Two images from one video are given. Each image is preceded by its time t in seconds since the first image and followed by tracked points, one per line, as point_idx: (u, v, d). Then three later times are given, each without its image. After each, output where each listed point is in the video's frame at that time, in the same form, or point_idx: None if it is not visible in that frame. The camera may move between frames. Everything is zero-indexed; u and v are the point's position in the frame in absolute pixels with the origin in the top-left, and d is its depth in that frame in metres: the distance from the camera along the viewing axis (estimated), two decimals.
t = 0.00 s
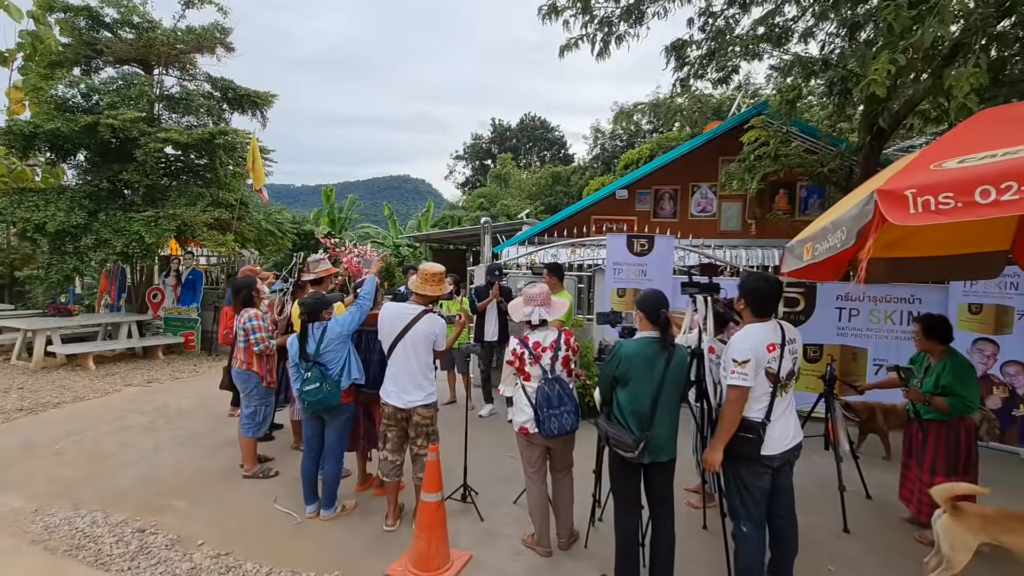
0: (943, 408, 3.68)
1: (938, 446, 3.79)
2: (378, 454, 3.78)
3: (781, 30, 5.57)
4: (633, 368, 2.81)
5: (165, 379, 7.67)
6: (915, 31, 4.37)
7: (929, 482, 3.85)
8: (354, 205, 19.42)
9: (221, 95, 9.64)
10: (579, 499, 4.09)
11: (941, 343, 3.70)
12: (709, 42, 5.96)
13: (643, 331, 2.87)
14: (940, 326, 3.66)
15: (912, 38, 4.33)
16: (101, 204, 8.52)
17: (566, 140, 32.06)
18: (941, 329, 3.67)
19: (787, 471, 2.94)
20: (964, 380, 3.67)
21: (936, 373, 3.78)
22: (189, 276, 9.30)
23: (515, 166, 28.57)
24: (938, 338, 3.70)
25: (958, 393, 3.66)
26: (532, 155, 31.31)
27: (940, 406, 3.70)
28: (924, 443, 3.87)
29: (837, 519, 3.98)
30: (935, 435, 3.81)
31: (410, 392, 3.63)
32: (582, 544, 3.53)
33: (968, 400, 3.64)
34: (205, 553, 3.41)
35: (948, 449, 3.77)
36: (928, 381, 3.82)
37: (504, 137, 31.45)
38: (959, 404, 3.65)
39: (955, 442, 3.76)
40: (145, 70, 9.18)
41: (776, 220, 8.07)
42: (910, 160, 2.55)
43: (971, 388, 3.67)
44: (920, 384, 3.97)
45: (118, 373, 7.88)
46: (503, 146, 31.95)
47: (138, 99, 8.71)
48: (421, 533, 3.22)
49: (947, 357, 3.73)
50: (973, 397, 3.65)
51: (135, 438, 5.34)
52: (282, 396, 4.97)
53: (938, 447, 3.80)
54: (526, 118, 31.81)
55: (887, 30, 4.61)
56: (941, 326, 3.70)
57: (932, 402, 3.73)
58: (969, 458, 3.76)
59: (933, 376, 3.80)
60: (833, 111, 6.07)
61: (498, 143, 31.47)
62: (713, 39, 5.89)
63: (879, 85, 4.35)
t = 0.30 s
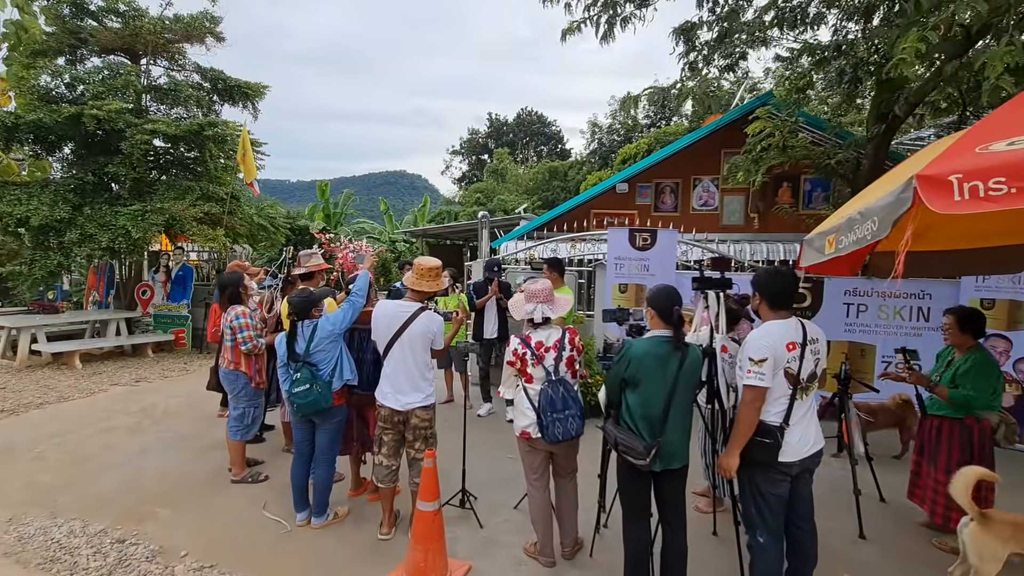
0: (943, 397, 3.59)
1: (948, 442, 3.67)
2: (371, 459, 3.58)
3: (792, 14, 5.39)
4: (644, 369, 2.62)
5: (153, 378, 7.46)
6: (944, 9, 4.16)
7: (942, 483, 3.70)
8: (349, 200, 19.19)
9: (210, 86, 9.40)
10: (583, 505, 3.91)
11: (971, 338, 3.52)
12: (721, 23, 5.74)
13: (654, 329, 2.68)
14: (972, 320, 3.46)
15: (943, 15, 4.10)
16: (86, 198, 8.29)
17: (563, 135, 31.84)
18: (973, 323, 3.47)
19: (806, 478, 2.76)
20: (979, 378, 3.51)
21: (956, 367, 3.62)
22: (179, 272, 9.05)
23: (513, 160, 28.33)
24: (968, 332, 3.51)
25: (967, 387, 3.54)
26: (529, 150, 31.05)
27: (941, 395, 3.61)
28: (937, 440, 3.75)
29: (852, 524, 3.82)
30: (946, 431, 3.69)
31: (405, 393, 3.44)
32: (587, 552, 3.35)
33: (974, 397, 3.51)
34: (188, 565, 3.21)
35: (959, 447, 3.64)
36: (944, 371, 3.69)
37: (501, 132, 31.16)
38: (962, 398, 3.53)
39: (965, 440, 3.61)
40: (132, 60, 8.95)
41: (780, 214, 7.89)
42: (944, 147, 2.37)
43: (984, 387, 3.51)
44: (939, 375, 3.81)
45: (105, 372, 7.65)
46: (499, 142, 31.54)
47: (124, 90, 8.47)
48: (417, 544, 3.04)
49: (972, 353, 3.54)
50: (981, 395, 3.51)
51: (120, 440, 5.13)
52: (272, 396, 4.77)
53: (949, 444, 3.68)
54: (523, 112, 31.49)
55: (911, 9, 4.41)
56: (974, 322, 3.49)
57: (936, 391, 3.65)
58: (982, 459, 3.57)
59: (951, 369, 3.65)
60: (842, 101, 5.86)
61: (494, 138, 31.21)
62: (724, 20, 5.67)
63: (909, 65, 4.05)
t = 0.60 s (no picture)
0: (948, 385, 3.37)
1: (966, 443, 3.40)
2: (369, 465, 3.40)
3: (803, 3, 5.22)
4: (661, 373, 2.45)
5: (143, 378, 7.24)
6: None
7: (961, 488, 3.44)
8: (345, 195, 18.93)
9: (201, 77, 9.18)
10: (590, 511, 3.75)
11: (999, 333, 3.28)
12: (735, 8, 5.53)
13: (672, 330, 2.51)
14: (1006, 318, 3.23)
15: None
16: (72, 192, 8.06)
17: (560, 130, 31.58)
18: (1007, 323, 3.22)
19: (832, 488, 2.60)
20: (992, 373, 3.26)
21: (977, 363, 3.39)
22: (170, 268, 8.85)
23: (509, 156, 28.11)
24: (999, 329, 3.27)
25: (976, 382, 3.30)
26: (526, 146, 30.81)
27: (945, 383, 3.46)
28: (954, 441, 3.49)
29: (870, 530, 3.67)
30: (965, 431, 3.42)
31: (404, 396, 3.26)
32: (596, 563, 3.19)
33: (973, 389, 3.30)
34: None
35: (976, 449, 3.36)
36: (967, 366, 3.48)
37: (497, 127, 30.92)
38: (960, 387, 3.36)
39: (983, 443, 3.33)
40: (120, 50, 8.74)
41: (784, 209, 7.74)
42: (990, 136, 2.21)
43: (993, 384, 3.25)
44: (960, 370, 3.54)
45: (92, 372, 7.42)
46: (496, 137, 31.29)
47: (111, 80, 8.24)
48: (417, 558, 2.86)
49: (998, 350, 3.29)
50: (988, 392, 3.27)
51: (106, 443, 4.94)
52: (264, 398, 4.59)
53: (966, 445, 3.41)
54: (520, 108, 31.21)
55: None
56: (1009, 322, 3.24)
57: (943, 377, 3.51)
58: (1000, 464, 3.29)
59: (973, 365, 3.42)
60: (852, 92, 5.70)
61: (490, 134, 30.96)
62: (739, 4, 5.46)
63: (946, 49, 3.54)
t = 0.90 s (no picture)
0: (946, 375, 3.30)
1: (975, 443, 3.33)
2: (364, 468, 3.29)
3: None
4: (668, 374, 2.35)
5: (132, 377, 7.09)
6: None
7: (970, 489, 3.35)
8: (339, 190, 18.75)
9: (190, 70, 9.03)
10: (590, 514, 3.65)
11: (1008, 329, 3.17)
12: None
13: (679, 330, 2.42)
14: (1016, 312, 3.13)
15: None
16: (58, 187, 7.88)
17: (555, 126, 31.44)
18: (1017, 318, 3.13)
19: (842, 492, 2.51)
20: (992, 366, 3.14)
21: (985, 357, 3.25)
22: (160, 265, 8.70)
23: (504, 152, 27.98)
24: (1008, 325, 3.17)
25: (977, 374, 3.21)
26: (521, 141, 30.66)
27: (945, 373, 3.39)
28: (962, 440, 3.41)
29: (876, 531, 3.59)
30: (973, 431, 3.35)
31: (400, 398, 3.15)
32: (599, 568, 3.09)
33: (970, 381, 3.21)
34: None
35: (984, 449, 3.29)
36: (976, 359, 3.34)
37: (492, 123, 30.78)
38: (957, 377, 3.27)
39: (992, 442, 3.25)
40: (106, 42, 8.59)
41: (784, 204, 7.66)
42: (1015, 126, 2.11)
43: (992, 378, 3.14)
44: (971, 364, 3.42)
45: (80, 372, 7.26)
46: (491, 132, 31.13)
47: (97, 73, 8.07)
48: (414, 566, 2.76)
49: (1008, 345, 3.15)
50: (986, 385, 3.18)
51: (92, 446, 4.81)
52: (255, 399, 4.46)
53: (974, 445, 3.34)
54: (514, 103, 30.98)
55: None
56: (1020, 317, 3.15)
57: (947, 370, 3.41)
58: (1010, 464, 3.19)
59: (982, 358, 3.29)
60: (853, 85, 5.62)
61: (484, 130, 30.82)
62: None
63: (966, 35, 3.43)
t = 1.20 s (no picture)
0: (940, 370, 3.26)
1: (970, 441, 3.29)
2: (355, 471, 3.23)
3: None
4: (664, 376, 2.30)
5: (122, 378, 6.99)
6: None
7: (968, 488, 3.31)
8: (333, 187, 18.62)
9: (179, 65, 8.91)
10: (585, 514, 3.60)
11: (1004, 326, 3.11)
12: None
13: (674, 330, 2.36)
14: (1011, 310, 3.08)
15: None
16: (44, 185, 7.77)
17: (551, 122, 31.32)
18: (1012, 315, 3.07)
19: (840, 494, 2.47)
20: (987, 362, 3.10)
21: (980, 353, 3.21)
22: (150, 264, 8.59)
23: (499, 148, 27.88)
24: (1003, 322, 3.11)
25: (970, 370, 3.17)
26: (516, 137, 30.52)
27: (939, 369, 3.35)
28: (958, 439, 3.37)
29: (874, 530, 3.55)
30: (969, 429, 3.30)
31: (391, 399, 3.08)
32: (594, 571, 3.05)
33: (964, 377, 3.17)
34: None
35: (979, 447, 3.25)
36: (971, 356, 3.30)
37: (487, 119, 30.65)
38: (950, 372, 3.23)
39: (986, 440, 3.22)
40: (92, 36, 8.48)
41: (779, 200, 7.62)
42: (1018, 121, 2.05)
43: (986, 374, 3.10)
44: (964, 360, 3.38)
45: (68, 373, 7.16)
46: (485, 128, 30.98)
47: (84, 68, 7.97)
48: (405, 572, 2.70)
49: (1003, 342, 3.12)
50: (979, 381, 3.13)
51: (80, 449, 4.73)
52: (245, 400, 4.39)
53: (969, 443, 3.30)
54: (509, 99, 30.84)
55: None
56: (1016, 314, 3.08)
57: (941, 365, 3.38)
58: (1006, 463, 3.15)
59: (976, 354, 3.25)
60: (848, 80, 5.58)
61: (479, 126, 30.70)
62: None
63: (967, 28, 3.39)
